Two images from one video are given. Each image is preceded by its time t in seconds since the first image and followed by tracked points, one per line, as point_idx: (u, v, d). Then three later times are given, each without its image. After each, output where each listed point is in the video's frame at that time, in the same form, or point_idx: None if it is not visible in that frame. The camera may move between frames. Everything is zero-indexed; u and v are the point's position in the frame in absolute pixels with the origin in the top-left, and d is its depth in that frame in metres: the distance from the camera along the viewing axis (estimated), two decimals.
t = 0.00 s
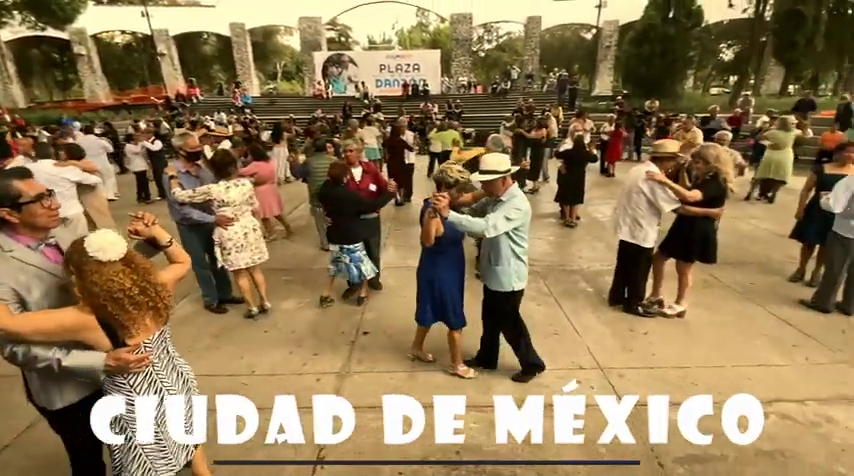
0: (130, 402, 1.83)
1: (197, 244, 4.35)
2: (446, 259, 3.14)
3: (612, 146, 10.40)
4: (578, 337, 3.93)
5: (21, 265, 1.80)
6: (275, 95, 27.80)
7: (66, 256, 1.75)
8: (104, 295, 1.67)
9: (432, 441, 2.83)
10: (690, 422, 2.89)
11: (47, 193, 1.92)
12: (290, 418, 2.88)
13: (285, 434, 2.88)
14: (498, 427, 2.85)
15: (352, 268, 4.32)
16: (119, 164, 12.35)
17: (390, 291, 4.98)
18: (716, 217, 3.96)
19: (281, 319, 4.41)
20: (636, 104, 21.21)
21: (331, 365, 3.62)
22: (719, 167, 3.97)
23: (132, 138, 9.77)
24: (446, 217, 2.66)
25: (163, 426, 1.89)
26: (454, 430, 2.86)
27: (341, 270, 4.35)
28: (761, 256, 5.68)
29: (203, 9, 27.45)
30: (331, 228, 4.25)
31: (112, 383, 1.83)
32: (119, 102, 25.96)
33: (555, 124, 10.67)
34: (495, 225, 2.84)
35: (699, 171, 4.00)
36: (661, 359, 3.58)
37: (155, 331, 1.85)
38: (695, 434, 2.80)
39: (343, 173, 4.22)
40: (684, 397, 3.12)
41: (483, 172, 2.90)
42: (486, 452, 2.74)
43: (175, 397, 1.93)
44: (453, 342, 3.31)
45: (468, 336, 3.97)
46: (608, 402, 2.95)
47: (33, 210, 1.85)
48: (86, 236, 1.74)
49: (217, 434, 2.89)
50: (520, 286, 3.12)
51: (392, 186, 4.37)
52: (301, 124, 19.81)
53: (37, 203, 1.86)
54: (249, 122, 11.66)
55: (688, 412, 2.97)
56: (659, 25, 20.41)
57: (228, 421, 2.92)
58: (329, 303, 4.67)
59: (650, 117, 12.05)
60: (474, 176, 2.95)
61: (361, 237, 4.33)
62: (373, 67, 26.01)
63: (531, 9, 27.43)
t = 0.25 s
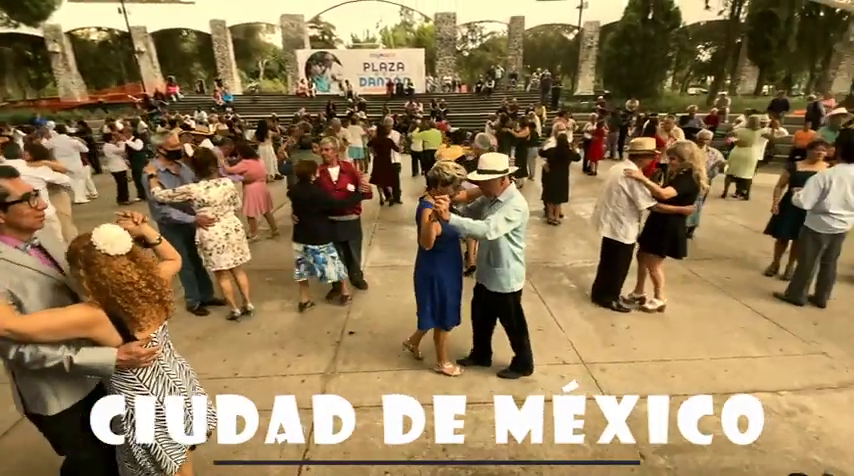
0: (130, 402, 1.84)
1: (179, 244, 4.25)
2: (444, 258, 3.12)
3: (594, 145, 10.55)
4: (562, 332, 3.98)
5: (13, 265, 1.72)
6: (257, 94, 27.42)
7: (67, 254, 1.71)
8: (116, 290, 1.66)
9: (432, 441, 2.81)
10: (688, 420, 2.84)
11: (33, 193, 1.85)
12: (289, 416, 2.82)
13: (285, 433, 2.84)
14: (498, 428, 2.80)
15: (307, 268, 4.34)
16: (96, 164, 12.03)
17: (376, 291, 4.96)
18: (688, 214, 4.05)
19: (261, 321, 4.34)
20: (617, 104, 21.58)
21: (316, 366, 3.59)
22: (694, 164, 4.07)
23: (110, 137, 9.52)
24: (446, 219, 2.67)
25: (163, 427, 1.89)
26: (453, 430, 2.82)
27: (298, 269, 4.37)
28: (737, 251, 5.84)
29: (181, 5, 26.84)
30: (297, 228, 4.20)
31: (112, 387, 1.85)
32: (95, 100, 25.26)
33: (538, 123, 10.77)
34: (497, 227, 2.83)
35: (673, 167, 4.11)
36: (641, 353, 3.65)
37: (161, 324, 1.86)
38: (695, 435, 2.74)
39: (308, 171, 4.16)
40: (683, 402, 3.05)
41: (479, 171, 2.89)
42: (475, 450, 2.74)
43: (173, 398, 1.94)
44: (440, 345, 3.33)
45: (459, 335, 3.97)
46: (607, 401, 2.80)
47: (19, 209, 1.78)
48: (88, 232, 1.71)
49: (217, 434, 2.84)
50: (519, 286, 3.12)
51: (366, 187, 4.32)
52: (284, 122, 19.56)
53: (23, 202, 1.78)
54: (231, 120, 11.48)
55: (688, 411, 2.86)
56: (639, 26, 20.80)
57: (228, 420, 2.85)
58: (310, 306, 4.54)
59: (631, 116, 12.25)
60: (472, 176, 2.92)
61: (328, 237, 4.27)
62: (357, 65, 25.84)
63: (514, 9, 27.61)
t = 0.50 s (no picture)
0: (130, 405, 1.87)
1: (163, 245, 4.18)
2: (435, 257, 3.09)
3: (580, 144, 10.67)
4: (548, 329, 4.02)
5: (9, 269, 1.67)
6: (242, 92, 27.04)
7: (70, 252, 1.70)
8: (127, 285, 1.66)
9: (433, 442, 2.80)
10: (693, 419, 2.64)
11: (19, 194, 1.81)
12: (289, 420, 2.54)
13: (284, 433, 2.72)
14: (498, 429, 2.64)
15: (287, 275, 4.27)
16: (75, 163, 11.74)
17: (363, 290, 4.93)
18: (672, 213, 4.12)
19: (248, 322, 4.30)
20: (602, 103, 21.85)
21: (303, 367, 3.56)
22: (677, 164, 4.11)
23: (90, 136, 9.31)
24: (438, 219, 2.71)
25: (162, 427, 1.91)
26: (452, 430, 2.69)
27: (277, 277, 4.27)
28: (719, 248, 5.97)
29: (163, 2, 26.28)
30: (275, 229, 4.17)
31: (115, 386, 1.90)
32: (74, 98, 24.63)
33: (525, 122, 10.84)
34: (488, 228, 2.84)
35: (656, 167, 4.16)
36: (626, 348, 3.70)
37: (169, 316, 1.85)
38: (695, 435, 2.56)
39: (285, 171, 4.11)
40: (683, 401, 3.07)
41: (471, 170, 2.90)
42: (464, 450, 2.74)
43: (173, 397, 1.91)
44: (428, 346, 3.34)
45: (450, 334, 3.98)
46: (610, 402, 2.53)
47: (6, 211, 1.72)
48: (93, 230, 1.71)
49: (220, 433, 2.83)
50: (508, 285, 3.13)
51: (344, 188, 4.27)
52: (270, 121, 19.32)
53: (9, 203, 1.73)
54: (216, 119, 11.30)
55: (688, 411, 2.68)
56: (622, 27, 21.08)
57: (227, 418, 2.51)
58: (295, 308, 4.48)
59: (616, 115, 12.42)
60: (464, 175, 2.92)
61: (303, 240, 4.22)
62: (343, 64, 25.66)
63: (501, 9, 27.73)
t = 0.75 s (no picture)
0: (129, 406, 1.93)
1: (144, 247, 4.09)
2: (419, 256, 3.08)
3: (567, 143, 10.77)
4: (536, 327, 4.05)
5: (4, 271, 1.65)
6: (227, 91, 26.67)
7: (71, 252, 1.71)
8: (140, 276, 1.73)
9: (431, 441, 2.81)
10: (690, 419, 2.79)
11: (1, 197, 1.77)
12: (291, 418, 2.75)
13: (285, 433, 2.81)
14: (498, 428, 2.77)
15: (269, 279, 4.15)
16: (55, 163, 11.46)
17: (352, 291, 4.90)
18: (663, 210, 4.20)
19: (235, 323, 4.26)
20: (588, 103, 22.11)
21: (291, 369, 3.53)
22: (665, 165, 4.16)
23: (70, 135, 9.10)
24: (422, 217, 2.68)
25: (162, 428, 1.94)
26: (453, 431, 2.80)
27: (260, 281, 4.14)
28: (702, 245, 6.08)
29: None
30: (258, 232, 4.06)
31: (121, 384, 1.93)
32: (53, 97, 24.00)
33: (512, 122, 10.91)
34: (472, 226, 2.84)
35: (644, 168, 4.20)
36: (612, 345, 3.75)
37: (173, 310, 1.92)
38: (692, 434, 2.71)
39: (269, 173, 4.00)
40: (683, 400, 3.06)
41: (456, 169, 2.90)
42: (452, 450, 2.74)
43: (173, 399, 1.91)
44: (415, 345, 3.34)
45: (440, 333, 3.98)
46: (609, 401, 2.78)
47: None
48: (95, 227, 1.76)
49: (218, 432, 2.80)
50: (490, 283, 3.15)
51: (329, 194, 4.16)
52: (256, 120, 19.08)
53: None
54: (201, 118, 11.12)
55: (688, 412, 2.83)
56: (607, 27, 21.36)
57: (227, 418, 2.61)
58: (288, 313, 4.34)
59: (602, 115, 12.57)
60: (449, 173, 2.92)
61: (285, 245, 4.09)
62: (331, 63, 25.47)
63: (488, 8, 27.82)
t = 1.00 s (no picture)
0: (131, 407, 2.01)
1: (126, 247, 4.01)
2: (399, 256, 3.06)
3: (555, 143, 10.85)
4: (526, 325, 4.07)
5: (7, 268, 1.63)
6: (213, 90, 26.30)
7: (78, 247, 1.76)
8: (149, 268, 1.85)
9: (432, 441, 2.80)
10: (689, 418, 2.84)
11: None
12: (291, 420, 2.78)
13: (285, 433, 2.81)
14: (498, 428, 2.80)
15: (260, 279, 4.08)
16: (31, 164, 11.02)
17: (341, 291, 4.87)
18: (654, 207, 4.26)
19: (222, 324, 4.20)
20: (576, 103, 22.32)
21: (280, 370, 3.49)
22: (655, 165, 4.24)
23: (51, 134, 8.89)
24: (401, 216, 2.67)
25: (164, 425, 2.01)
26: (453, 431, 2.81)
27: (251, 280, 4.10)
28: (687, 243, 6.18)
29: None
30: (246, 234, 4.00)
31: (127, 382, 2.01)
32: (32, 95, 23.40)
33: (501, 122, 10.95)
34: (451, 224, 2.81)
35: (636, 166, 4.26)
36: (600, 342, 3.79)
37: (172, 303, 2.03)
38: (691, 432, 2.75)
39: (256, 173, 3.94)
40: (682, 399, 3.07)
41: (436, 167, 2.85)
42: (442, 449, 2.74)
43: (176, 396, 1.99)
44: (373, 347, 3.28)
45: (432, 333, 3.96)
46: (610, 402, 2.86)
47: None
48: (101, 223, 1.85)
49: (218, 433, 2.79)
50: (471, 282, 3.07)
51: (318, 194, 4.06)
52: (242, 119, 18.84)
53: None
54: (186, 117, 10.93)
55: (687, 411, 2.87)
56: (594, 28, 21.57)
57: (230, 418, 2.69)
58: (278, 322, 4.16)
59: (590, 115, 12.70)
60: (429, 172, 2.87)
61: (276, 245, 4.03)
62: (319, 61, 25.26)
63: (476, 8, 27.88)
